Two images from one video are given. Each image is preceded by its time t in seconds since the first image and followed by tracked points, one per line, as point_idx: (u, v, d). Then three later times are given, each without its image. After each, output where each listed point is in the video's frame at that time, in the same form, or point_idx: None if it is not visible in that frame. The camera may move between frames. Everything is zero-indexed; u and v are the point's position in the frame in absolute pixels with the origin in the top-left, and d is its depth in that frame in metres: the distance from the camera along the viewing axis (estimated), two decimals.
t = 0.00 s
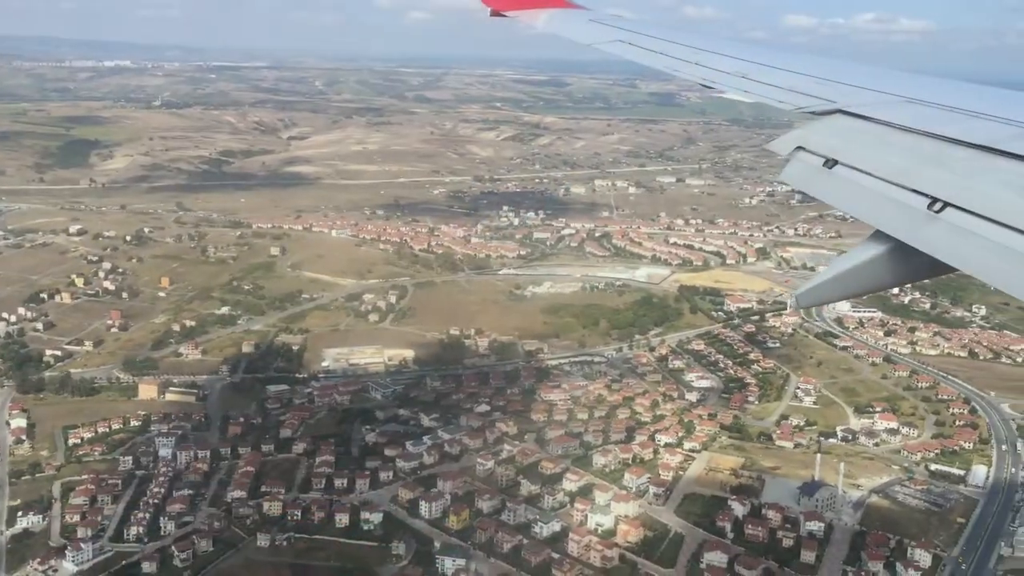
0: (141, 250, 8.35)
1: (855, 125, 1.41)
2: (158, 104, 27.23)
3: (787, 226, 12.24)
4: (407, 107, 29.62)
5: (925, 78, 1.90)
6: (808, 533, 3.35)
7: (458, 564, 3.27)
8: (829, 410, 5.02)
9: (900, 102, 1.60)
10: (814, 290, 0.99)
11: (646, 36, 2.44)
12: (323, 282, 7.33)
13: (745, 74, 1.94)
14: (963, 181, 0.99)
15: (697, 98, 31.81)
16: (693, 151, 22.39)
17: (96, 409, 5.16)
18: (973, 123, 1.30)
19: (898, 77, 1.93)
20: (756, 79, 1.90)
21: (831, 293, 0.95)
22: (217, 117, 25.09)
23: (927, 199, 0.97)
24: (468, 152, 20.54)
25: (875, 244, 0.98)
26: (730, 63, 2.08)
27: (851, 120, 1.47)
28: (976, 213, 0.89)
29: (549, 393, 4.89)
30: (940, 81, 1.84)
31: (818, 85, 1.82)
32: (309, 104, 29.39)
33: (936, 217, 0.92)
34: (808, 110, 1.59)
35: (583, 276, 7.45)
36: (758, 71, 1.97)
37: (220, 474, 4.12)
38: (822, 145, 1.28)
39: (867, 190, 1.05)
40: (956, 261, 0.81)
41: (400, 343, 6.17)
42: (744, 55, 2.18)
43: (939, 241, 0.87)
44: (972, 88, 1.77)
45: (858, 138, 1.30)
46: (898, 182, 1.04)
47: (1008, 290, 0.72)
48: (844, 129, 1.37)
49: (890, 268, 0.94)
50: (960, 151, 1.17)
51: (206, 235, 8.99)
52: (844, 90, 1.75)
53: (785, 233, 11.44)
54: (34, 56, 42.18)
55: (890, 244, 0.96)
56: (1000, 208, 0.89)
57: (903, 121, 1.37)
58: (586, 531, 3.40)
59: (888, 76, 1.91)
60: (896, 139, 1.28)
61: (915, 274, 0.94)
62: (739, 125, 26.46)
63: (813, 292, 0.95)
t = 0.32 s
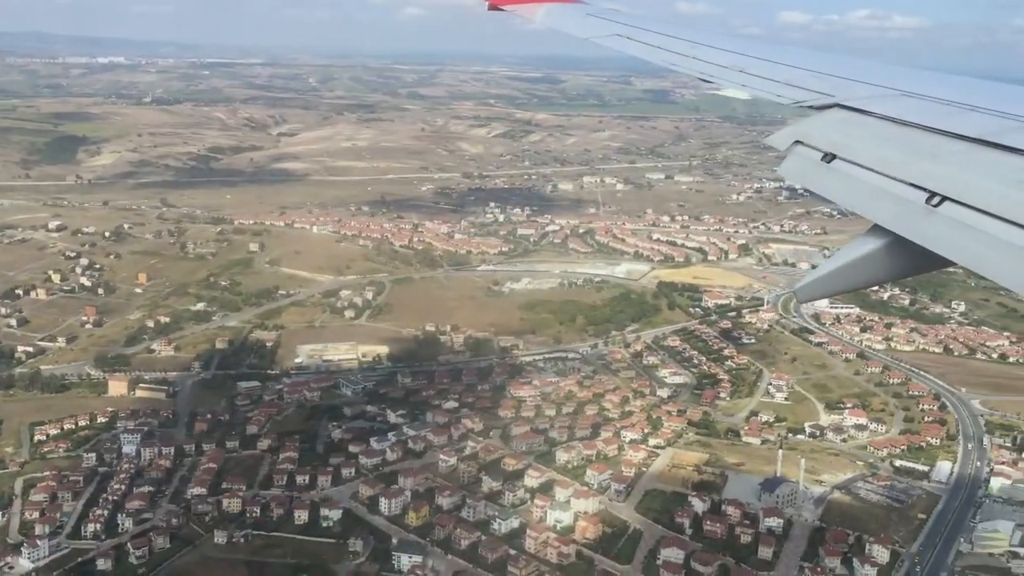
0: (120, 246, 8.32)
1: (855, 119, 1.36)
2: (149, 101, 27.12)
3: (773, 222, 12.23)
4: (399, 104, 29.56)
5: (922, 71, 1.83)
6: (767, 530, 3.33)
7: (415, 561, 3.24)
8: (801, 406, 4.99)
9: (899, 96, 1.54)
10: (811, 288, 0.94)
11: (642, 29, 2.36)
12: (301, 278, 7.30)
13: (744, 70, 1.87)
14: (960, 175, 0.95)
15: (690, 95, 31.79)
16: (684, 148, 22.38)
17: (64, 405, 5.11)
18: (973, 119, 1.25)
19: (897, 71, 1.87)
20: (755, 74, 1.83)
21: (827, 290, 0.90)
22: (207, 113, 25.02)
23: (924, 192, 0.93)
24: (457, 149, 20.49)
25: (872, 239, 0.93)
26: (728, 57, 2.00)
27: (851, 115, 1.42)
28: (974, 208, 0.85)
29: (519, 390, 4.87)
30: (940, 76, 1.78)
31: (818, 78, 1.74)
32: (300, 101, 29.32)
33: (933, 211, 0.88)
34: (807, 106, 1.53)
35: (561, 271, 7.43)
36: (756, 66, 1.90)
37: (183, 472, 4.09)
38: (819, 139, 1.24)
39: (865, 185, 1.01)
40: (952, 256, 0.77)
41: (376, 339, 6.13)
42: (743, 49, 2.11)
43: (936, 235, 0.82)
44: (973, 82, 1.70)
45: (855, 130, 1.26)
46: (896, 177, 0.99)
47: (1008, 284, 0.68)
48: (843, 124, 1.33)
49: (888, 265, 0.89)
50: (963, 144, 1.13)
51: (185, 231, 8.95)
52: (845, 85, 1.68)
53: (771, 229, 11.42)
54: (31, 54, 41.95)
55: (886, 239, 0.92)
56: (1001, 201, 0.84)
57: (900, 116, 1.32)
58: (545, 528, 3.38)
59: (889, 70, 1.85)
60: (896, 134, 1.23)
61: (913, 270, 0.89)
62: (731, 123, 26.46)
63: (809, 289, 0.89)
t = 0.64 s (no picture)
0: (104, 240, 8.30)
1: (855, 118, 1.31)
2: (143, 96, 27.06)
3: (762, 220, 12.22)
4: (394, 100, 29.52)
5: (927, 70, 1.74)
6: (730, 526, 3.31)
7: (376, 557, 3.22)
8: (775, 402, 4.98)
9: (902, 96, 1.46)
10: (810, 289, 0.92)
11: (639, 28, 2.28)
12: (282, 273, 7.28)
13: (744, 69, 1.78)
14: (962, 174, 0.92)
15: (685, 93, 31.80)
16: (678, 145, 22.38)
17: (38, 399, 5.09)
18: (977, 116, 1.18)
19: (903, 71, 1.77)
20: (755, 73, 1.74)
21: (828, 290, 0.88)
22: (201, 108, 24.96)
23: (925, 191, 0.90)
24: (450, 145, 20.46)
25: (873, 238, 0.90)
26: (728, 56, 1.92)
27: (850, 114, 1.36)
28: (975, 207, 0.83)
29: (493, 386, 4.86)
30: (948, 76, 1.69)
31: (819, 77, 1.65)
32: (295, 97, 29.28)
33: (934, 211, 0.86)
34: (806, 105, 1.46)
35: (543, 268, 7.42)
36: (756, 65, 1.82)
37: (150, 468, 4.08)
38: (819, 138, 1.20)
39: (865, 184, 0.98)
40: (954, 256, 0.75)
41: (355, 335, 6.11)
42: (743, 48, 2.03)
43: (939, 235, 0.80)
44: (981, 83, 1.61)
45: (853, 128, 1.21)
46: (897, 176, 0.97)
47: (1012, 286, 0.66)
48: (841, 123, 1.28)
49: (889, 264, 0.87)
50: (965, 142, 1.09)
51: (169, 226, 8.93)
52: (847, 85, 1.59)
53: (760, 226, 11.39)
54: (27, 48, 41.83)
55: (886, 238, 0.89)
56: (1004, 198, 0.82)
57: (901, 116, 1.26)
58: (508, 524, 3.36)
59: (894, 69, 1.76)
60: (895, 130, 1.19)
61: (915, 269, 0.87)
62: (725, 120, 26.47)
63: (810, 289, 0.87)
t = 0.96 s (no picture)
0: (83, 236, 8.25)
1: (854, 117, 1.28)
2: (133, 93, 26.94)
3: (749, 216, 12.20)
4: (386, 97, 29.45)
5: (935, 68, 1.68)
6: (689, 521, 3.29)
7: (331, 553, 3.19)
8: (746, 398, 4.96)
9: (899, 97, 1.40)
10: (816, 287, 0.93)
11: (646, 29, 2.25)
12: (260, 269, 7.25)
13: (745, 70, 1.75)
14: (958, 173, 0.93)
15: (679, 91, 31.79)
16: (669, 142, 22.35)
17: (6, 395, 5.05)
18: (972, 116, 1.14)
19: (912, 72, 1.71)
20: (756, 75, 1.71)
21: (832, 288, 0.90)
22: (191, 105, 24.88)
23: (922, 191, 0.92)
24: (440, 141, 20.42)
25: (871, 239, 0.92)
26: (732, 57, 1.88)
27: (847, 113, 1.32)
28: (971, 206, 0.84)
29: (463, 381, 4.84)
30: (959, 79, 1.62)
31: (815, 79, 1.62)
32: (287, 93, 29.20)
33: (930, 211, 0.87)
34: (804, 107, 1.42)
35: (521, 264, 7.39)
36: (760, 67, 1.78)
37: (113, 464, 4.04)
38: (818, 138, 1.20)
39: (865, 186, 0.99)
40: (947, 255, 0.76)
41: (331, 331, 6.08)
42: (751, 48, 1.99)
43: (935, 235, 0.82)
44: (988, 84, 1.54)
45: (851, 130, 1.20)
46: (895, 176, 0.98)
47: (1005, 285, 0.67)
48: (841, 122, 1.26)
49: (890, 263, 0.89)
50: (955, 139, 1.07)
51: (149, 222, 8.88)
52: (848, 87, 1.54)
53: (746, 223, 11.37)
54: (19, 45, 41.69)
55: (886, 239, 0.91)
56: (1001, 199, 0.83)
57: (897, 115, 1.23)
58: (466, 520, 3.34)
59: (901, 70, 1.70)
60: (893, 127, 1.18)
61: (913, 268, 0.89)
62: (717, 117, 26.47)
63: (814, 287, 0.89)
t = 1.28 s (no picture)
0: (62, 233, 8.20)
1: (854, 119, 1.26)
2: (124, 90, 26.83)
3: (736, 212, 12.19)
4: (378, 94, 29.39)
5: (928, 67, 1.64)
6: (647, 518, 3.27)
7: (287, 550, 3.16)
8: (717, 394, 4.94)
9: (894, 96, 1.37)
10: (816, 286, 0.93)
11: (638, 31, 2.21)
12: (237, 266, 7.21)
13: (741, 70, 1.71)
14: (957, 173, 0.93)
15: (672, 89, 31.79)
16: (660, 138, 22.33)
17: None
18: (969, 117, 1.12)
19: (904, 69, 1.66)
20: (752, 74, 1.67)
21: (831, 288, 0.90)
22: (182, 102, 24.79)
23: (922, 192, 0.91)
24: (431, 138, 20.38)
25: (868, 238, 0.92)
26: (728, 57, 1.85)
27: (846, 115, 1.29)
28: (969, 207, 0.83)
29: (434, 377, 4.82)
30: (955, 75, 1.57)
31: (811, 78, 1.58)
32: (279, 91, 29.11)
33: (929, 211, 0.87)
34: (801, 107, 1.39)
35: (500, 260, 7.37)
36: (757, 65, 1.74)
37: (75, 463, 4.01)
38: (816, 139, 1.19)
39: (864, 184, 0.99)
40: (950, 255, 0.76)
41: (307, 328, 6.04)
42: (747, 48, 1.95)
43: (936, 235, 0.81)
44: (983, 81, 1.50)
45: (856, 129, 1.20)
46: (894, 176, 0.97)
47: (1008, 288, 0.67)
48: (841, 123, 1.24)
49: (888, 263, 0.89)
50: (952, 140, 1.06)
51: (129, 218, 8.83)
52: (844, 85, 1.50)
53: (732, 219, 11.36)
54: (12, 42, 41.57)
55: (883, 239, 0.91)
56: (1001, 199, 0.82)
57: (895, 116, 1.21)
58: (424, 517, 3.32)
59: (900, 68, 1.65)
60: (892, 129, 1.16)
61: (911, 267, 0.89)
62: (711, 114, 26.46)
63: (813, 286, 0.89)
